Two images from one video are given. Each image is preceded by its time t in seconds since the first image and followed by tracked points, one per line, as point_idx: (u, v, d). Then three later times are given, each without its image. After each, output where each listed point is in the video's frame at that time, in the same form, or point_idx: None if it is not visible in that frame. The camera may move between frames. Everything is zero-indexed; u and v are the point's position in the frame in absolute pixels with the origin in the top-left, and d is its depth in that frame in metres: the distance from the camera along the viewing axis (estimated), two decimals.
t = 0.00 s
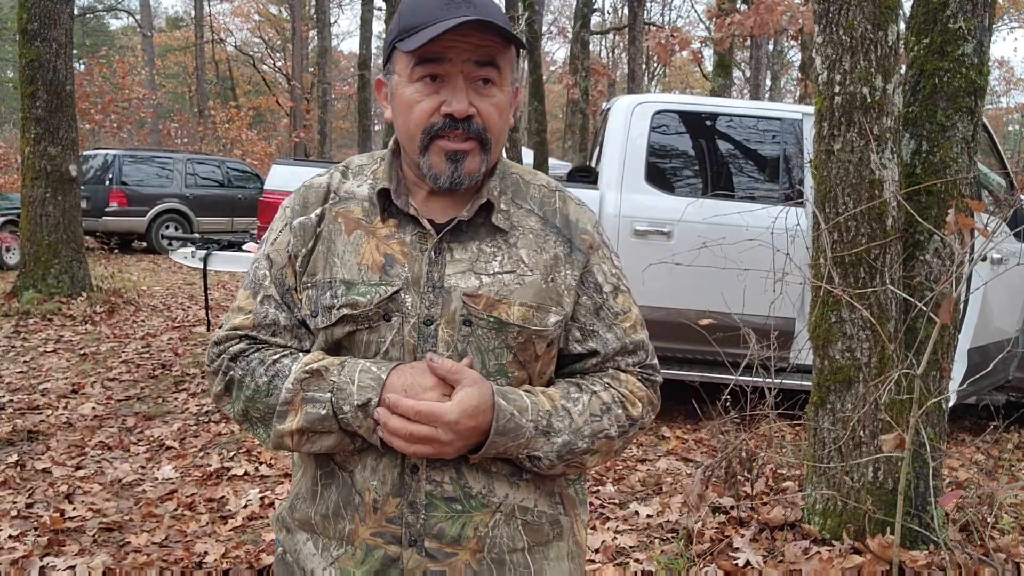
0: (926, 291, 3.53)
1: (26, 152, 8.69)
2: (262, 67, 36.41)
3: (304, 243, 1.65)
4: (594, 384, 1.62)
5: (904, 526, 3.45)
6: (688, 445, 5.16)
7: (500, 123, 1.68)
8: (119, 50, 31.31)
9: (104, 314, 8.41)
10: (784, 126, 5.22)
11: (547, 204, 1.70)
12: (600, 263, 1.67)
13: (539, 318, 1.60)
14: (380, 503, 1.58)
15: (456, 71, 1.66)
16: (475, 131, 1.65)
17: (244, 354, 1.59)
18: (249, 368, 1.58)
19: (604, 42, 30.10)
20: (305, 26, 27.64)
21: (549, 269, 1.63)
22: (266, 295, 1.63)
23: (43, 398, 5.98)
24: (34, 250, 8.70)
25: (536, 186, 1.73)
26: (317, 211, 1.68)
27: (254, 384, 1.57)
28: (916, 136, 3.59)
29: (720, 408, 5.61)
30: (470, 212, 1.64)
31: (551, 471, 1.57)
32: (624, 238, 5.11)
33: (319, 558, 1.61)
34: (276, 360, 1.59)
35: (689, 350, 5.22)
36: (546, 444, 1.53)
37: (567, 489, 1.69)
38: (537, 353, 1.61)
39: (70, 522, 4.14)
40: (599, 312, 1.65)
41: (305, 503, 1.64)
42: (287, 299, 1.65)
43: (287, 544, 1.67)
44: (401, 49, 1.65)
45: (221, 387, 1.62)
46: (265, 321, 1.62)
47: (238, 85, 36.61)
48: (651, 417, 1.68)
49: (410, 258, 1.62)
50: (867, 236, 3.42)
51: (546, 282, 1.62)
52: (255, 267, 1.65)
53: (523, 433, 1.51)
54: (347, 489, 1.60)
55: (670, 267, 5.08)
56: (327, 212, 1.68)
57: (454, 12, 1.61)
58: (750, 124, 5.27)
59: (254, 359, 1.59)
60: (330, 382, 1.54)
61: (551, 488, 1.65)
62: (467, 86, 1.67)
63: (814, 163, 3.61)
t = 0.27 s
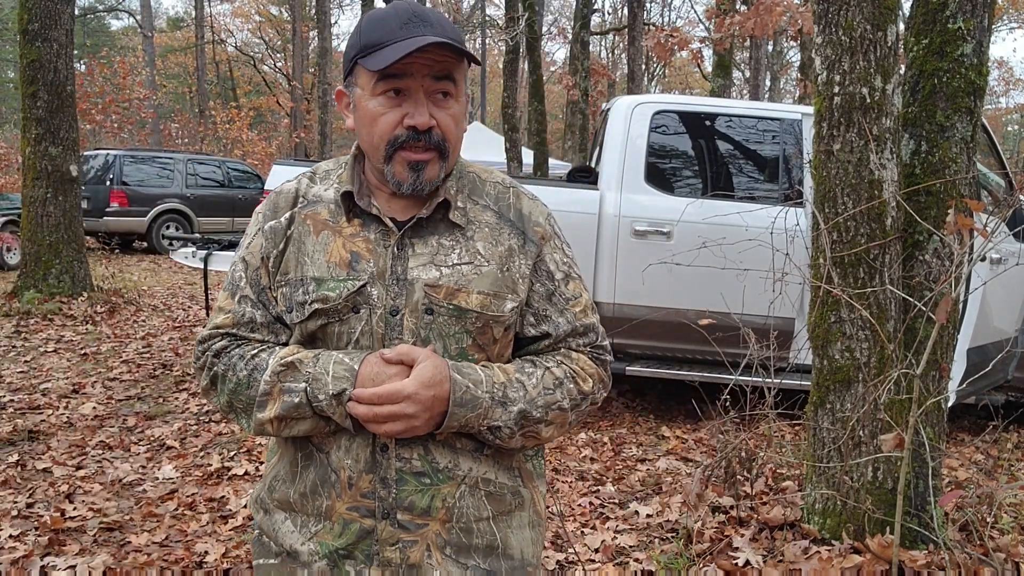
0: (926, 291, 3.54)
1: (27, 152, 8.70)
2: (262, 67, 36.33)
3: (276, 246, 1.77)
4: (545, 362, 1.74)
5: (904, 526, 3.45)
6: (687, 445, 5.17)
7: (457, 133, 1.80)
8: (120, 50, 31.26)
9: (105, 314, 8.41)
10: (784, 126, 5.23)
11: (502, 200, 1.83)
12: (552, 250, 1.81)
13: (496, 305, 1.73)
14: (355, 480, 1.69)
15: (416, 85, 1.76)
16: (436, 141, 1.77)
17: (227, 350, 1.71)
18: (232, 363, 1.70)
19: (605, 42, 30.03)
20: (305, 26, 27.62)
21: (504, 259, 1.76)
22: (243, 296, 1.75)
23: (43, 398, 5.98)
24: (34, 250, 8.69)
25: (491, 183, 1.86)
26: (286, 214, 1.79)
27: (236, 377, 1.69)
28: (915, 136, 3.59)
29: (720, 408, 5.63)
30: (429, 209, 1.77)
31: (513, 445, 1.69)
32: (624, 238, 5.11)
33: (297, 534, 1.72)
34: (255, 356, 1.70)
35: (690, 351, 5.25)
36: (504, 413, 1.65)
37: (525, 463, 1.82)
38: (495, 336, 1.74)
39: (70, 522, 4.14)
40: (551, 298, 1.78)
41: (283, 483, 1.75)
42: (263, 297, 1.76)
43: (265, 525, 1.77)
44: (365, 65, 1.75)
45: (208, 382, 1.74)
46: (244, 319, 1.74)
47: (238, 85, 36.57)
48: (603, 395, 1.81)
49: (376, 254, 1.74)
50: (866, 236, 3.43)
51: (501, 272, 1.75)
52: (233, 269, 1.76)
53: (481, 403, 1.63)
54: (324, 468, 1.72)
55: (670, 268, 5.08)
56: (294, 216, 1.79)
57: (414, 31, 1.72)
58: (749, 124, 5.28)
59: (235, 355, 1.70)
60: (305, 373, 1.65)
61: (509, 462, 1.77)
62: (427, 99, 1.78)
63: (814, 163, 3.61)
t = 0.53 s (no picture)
0: (926, 291, 3.54)
1: (27, 152, 8.71)
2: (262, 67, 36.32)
3: (267, 244, 1.73)
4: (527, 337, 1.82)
5: (903, 526, 3.45)
6: (687, 445, 5.17)
7: (444, 135, 1.86)
8: (120, 50, 31.26)
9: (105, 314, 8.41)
10: (784, 126, 5.23)
11: (479, 196, 1.92)
12: (527, 241, 1.91)
13: (485, 294, 1.81)
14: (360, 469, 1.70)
15: (410, 88, 1.80)
16: (428, 142, 1.81)
17: (223, 347, 1.66)
18: (231, 360, 1.65)
19: (605, 43, 30.02)
20: (305, 26, 27.63)
21: (488, 250, 1.84)
22: (235, 292, 1.70)
23: (43, 398, 5.98)
24: (34, 250, 8.69)
25: (466, 181, 1.94)
26: (274, 213, 1.76)
27: (239, 374, 1.64)
28: (915, 136, 3.60)
29: (720, 408, 5.63)
30: (420, 205, 1.82)
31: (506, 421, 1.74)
32: (624, 237, 5.10)
33: (300, 526, 1.71)
34: (259, 350, 1.66)
35: (691, 351, 5.25)
36: (503, 376, 1.71)
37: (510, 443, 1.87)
38: (487, 323, 1.81)
39: (70, 522, 4.14)
40: (527, 285, 1.88)
41: (280, 477, 1.73)
42: (255, 295, 1.73)
43: (261, 522, 1.74)
44: (360, 66, 1.77)
45: (200, 381, 1.68)
46: (238, 316, 1.69)
47: (238, 85, 36.58)
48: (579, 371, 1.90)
49: (370, 250, 1.76)
50: (866, 236, 3.43)
51: (487, 262, 1.83)
52: (219, 266, 1.70)
53: (480, 367, 1.68)
54: (328, 459, 1.71)
55: (670, 268, 5.08)
56: (284, 215, 1.76)
57: (410, 35, 1.76)
58: (749, 124, 5.28)
59: (235, 351, 1.65)
60: (318, 366, 1.65)
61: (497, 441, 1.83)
62: (418, 101, 1.82)
63: (814, 163, 3.61)
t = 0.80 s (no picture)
0: (926, 291, 3.54)
1: (27, 152, 8.71)
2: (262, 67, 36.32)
3: (269, 245, 1.71)
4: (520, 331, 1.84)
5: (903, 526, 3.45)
6: (687, 445, 5.17)
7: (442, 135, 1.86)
8: (120, 50, 31.26)
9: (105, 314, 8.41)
10: (784, 127, 5.23)
11: (469, 195, 1.94)
12: (516, 238, 1.93)
13: (479, 290, 1.83)
14: (367, 466, 1.71)
15: (409, 88, 1.80)
16: (427, 142, 1.82)
17: (229, 350, 1.64)
18: (239, 362, 1.64)
19: (605, 43, 30.02)
20: (305, 27, 27.63)
21: (482, 247, 1.87)
22: (239, 294, 1.67)
23: (43, 398, 5.98)
24: (35, 250, 8.69)
25: (454, 180, 1.96)
26: (274, 214, 1.74)
27: (247, 376, 1.63)
28: (915, 136, 3.60)
29: (720, 408, 5.63)
30: (419, 207, 1.83)
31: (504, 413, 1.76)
32: (624, 238, 5.10)
33: (307, 527, 1.70)
34: (267, 352, 1.66)
35: (690, 350, 5.25)
36: (499, 368, 1.72)
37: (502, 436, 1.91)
38: (481, 319, 1.83)
39: (70, 522, 4.14)
40: (515, 278, 1.90)
41: (281, 478, 1.72)
42: (259, 296, 1.70)
43: (263, 526, 1.72)
44: (360, 65, 1.76)
45: (205, 385, 1.66)
46: (242, 318, 1.67)
47: (239, 85, 36.58)
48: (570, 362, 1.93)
49: (371, 251, 1.77)
50: (866, 236, 3.43)
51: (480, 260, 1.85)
52: (219, 268, 1.67)
53: (476, 360, 1.70)
54: (335, 458, 1.71)
55: (670, 268, 5.08)
56: (285, 216, 1.74)
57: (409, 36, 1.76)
58: (749, 124, 5.28)
59: (243, 353, 1.64)
60: (326, 367, 1.65)
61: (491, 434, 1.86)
62: (417, 102, 1.82)
63: (814, 163, 3.61)
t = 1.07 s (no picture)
0: (926, 291, 3.54)
1: (27, 152, 8.71)
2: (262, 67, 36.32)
3: (267, 251, 1.70)
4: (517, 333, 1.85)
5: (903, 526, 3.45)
6: (687, 445, 5.17)
7: (434, 133, 1.87)
8: (119, 50, 31.26)
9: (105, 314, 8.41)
10: (784, 127, 5.23)
11: (467, 196, 1.95)
12: (513, 239, 1.94)
13: (480, 292, 1.84)
14: (371, 470, 1.71)
15: (400, 87, 1.80)
16: (420, 141, 1.82)
17: (231, 359, 1.63)
18: (241, 370, 1.62)
19: (605, 42, 30.03)
20: (305, 27, 27.64)
21: (481, 249, 1.88)
22: (239, 302, 1.66)
23: (43, 398, 5.98)
24: (34, 250, 8.69)
25: (450, 180, 1.96)
26: (270, 219, 1.73)
27: (250, 385, 1.62)
28: (915, 136, 3.60)
29: (720, 408, 5.63)
30: (416, 208, 1.83)
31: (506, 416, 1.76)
32: (624, 238, 5.10)
33: (311, 531, 1.70)
34: (270, 360, 1.64)
35: (690, 351, 5.25)
36: (503, 370, 1.73)
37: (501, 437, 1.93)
38: (482, 322, 1.84)
39: (70, 522, 4.14)
40: (513, 281, 1.91)
41: (284, 482, 1.71)
42: (258, 303, 1.70)
43: (265, 530, 1.72)
44: (351, 66, 1.76)
45: (207, 394, 1.64)
46: (242, 326, 1.66)
47: (239, 85, 36.59)
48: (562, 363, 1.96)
49: (371, 256, 1.77)
50: (867, 236, 3.43)
51: (480, 262, 1.86)
52: (217, 275, 1.66)
53: (481, 363, 1.70)
54: (339, 462, 1.70)
55: (670, 268, 5.08)
56: (282, 222, 1.73)
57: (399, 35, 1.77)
58: (749, 124, 5.28)
59: (245, 362, 1.63)
60: (331, 375, 1.64)
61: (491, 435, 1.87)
62: (408, 101, 1.82)
63: (814, 163, 3.61)
